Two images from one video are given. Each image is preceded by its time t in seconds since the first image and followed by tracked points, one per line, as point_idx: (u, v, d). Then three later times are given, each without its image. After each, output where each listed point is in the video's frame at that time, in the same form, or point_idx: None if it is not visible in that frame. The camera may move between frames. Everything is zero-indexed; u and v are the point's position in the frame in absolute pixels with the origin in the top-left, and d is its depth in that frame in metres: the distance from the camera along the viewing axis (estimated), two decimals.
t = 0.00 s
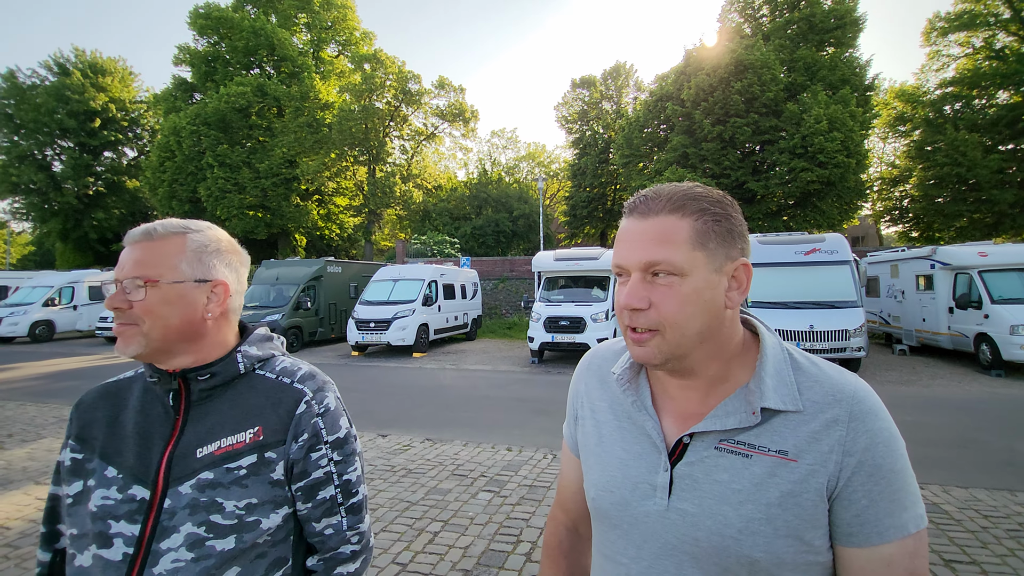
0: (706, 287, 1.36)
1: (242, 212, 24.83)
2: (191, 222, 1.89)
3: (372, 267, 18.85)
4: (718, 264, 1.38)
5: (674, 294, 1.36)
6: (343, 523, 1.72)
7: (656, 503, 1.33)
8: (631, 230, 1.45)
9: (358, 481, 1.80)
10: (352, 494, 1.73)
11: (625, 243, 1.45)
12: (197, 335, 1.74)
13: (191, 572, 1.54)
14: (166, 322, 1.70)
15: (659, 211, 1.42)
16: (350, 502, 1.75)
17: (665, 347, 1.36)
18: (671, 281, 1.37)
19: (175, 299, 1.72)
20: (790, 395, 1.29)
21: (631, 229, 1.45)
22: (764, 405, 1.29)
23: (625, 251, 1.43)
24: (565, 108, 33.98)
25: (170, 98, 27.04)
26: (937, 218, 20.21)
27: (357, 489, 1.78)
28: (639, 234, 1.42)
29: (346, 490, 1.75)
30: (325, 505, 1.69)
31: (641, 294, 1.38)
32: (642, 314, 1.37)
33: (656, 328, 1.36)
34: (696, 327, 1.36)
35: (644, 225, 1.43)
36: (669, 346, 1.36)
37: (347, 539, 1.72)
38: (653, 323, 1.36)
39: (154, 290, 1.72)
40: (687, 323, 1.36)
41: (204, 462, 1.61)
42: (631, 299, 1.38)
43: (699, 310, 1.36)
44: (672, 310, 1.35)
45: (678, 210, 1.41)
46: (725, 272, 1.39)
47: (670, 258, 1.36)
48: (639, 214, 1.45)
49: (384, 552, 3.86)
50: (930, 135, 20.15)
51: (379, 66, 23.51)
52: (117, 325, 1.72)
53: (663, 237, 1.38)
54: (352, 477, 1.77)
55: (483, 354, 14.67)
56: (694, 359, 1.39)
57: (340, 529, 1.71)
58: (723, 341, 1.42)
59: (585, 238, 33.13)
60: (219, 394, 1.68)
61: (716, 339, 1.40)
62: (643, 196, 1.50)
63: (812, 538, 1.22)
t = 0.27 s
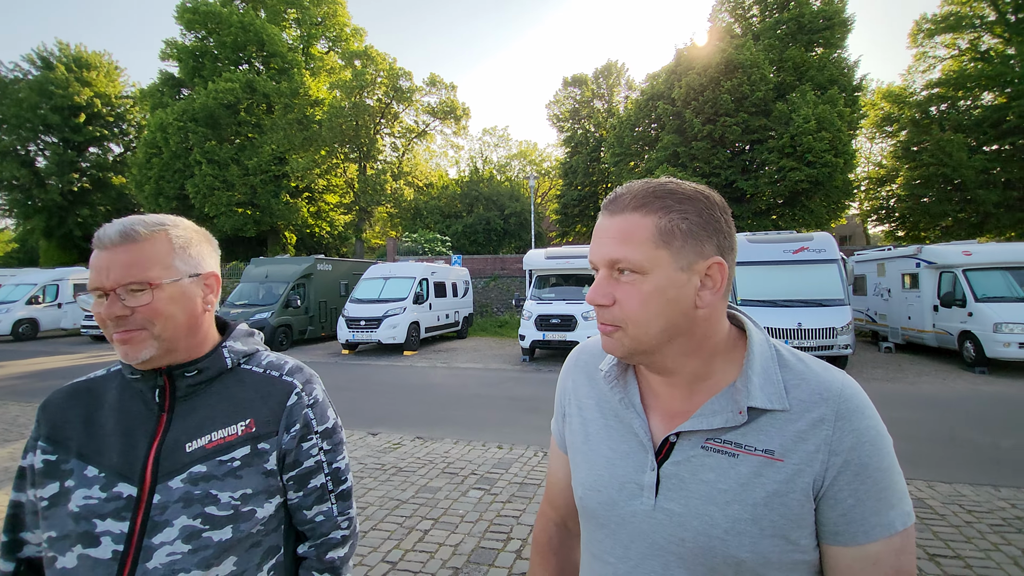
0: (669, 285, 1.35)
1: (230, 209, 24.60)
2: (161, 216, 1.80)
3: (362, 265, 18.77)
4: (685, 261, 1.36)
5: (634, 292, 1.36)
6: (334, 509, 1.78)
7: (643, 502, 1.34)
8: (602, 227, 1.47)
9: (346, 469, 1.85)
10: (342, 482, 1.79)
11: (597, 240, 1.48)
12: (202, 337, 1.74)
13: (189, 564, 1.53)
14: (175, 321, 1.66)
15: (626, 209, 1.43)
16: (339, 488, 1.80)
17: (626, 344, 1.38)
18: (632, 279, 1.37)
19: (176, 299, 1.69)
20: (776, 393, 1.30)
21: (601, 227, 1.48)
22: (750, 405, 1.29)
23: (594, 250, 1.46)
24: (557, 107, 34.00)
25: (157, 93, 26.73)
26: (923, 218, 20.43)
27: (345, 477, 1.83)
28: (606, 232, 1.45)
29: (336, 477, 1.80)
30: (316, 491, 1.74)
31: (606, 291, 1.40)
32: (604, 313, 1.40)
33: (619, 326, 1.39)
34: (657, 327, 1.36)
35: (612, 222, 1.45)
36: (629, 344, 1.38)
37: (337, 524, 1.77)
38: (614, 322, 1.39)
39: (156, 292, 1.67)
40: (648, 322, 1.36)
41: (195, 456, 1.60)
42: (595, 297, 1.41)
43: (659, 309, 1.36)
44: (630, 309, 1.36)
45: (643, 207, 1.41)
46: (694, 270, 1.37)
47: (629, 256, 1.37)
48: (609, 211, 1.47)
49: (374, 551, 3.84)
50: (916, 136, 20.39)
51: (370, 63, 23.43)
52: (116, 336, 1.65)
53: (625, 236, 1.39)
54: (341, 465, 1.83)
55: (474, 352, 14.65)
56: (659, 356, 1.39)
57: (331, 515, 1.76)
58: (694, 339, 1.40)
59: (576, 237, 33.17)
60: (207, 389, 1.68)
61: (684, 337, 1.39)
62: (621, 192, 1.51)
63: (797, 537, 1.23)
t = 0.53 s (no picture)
0: (633, 282, 1.35)
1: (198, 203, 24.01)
2: (81, 211, 1.64)
3: (335, 262, 18.51)
4: (648, 258, 1.37)
5: (597, 288, 1.37)
6: (298, 509, 1.74)
7: (609, 499, 1.34)
8: (569, 223, 1.48)
9: (310, 468, 1.82)
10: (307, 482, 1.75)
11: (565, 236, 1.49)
12: (150, 339, 1.66)
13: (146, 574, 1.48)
14: (115, 323, 1.56)
15: (591, 204, 1.44)
16: (304, 488, 1.77)
17: (590, 341, 1.39)
18: (595, 276, 1.38)
19: (115, 300, 1.58)
20: (741, 389, 1.30)
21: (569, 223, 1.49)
22: (716, 402, 1.29)
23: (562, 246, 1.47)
24: (534, 105, 34.09)
25: (120, 83, 25.96)
26: (885, 220, 21.10)
27: (310, 476, 1.79)
28: (574, 227, 1.46)
29: (300, 477, 1.76)
30: (280, 493, 1.70)
31: (570, 287, 1.41)
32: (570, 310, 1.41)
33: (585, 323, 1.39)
34: (620, 324, 1.37)
35: (577, 218, 1.46)
36: (594, 341, 1.39)
37: (302, 525, 1.74)
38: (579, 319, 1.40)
39: (91, 296, 1.56)
40: (610, 319, 1.37)
41: (150, 461, 1.55)
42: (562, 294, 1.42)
43: (623, 305, 1.36)
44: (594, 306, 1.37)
45: (607, 204, 1.42)
46: (658, 267, 1.37)
47: (592, 252, 1.38)
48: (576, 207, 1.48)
49: (345, 553, 3.78)
50: (878, 141, 21.08)
51: (345, 57, 23.09)
52: (54, 346, 1.54)
53: (589, 231, 1.40)
54: (305, 464, 1.79)
55: (449, 351, 14.58)
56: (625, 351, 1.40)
57: (295, 517, 1.73)
58: (656, 336, 1.40)
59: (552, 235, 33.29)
60: (161, 390, 1.62)
61: (650, 333, 1.39)
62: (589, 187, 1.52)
63: (760, 533, 1.25)
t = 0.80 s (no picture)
0: (593, 277, 1.36)
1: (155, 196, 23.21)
2: None
3: (303, 259, 18.13)
4: (609, 252, 1.37)
5: (557, 285, 1.37)
6: (246, 515, 1.68)
7: (566, 495, 1.35)
8: (529, 218, 1.47)
9: (258, 472, 1.76)
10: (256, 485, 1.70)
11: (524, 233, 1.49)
12: (77, 336, 1.57)
13: None
14: (38, 321, 1.49)
15: (549, 198, 1.44)
16: (253, 493, 1.71)
17: (549, 338, 1.40)
18: (556, 272, 1.38)
19: (38, 294, 1.50)
20: (699, 382, 1.31)
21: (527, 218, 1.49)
22: (673, 395, 1.30)
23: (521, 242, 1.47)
24: (507, 104, 34.04)
25: (70, 68, 24.82)
26: (842, 223, 21.87)
27: (258, 480, 1.74)
28: (533, 222, 1.46)
29: (248, 481, 1.71)
30: (225, 498, 1.64)
31: (531, 285, 1.40)
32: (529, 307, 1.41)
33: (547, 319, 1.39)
34: (581, 321, 1.37)
35: (536, 213, 1.46)
36: (553, 338, 1.39)
37: (250, 531, 1.68)
38: (539, 316, 1.40)
39: (9, 291, 1.47)
40: (571, 315, 1.37)
41: (78, 468, 1.49)
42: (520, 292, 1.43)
43: (583, 301, 1.36)
44: (554, 302, 1.37)
45: (567, 197, 1.42)
46: (618, 261, 1.38)
47: (552, 248, 1.38)
48: (535, 202, 1.47)
49: (308, 557, 3.70)
50: (836, 148, 21.85)
51: (313, 50, 23.00)
52: None
53: (549, 226, 1.40)
54: (253, 468, 1.73)
55: (419, 350, 14.45)
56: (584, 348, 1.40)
57: (243, 522, 1.67)
58: (612, 334, 1.41)
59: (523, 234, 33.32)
60: (91, 394, 1.55)
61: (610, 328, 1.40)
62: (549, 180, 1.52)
63: (715, 526, 1.25)
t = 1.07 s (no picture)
0: (604, 268, 1.40)
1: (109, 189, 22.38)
2: None
3: (269, 257, 17.74)
4: (609, 243, 1.43)
5: (575, 276, 1.37)
6: (189, 531, 1.47)
7: (527, 496, 1.35)
8: (527, 208, 1.42)
9: (207, 482, 1.54)
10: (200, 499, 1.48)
11: (521, 224, 1.42)
12: (2, 333, 1.40)
13: None
14: None
15: (553, 186, 1.41)
16: (197, 506, 1.49)
17: (572, 331, 1.37)
18: (572, 264, 1.37)
19: None
20: (659, 376, 1.33)
21: (526, 207, 1.42)
22: (633, 390, 1.31)
23: (525, 233, 1.40)
24: (481, 102, 33.94)
25: (19, 54, 23.71)
26: (804, 225, 22.55)
27: (206, 490, 1.52)
28: (536, 211, 1.41)
29: (192, 493, 1.49)
30: (164, 514, 1.44)
31: (546, 280, 1.36)
32: (547, 300, 1.37)
33: (569, 312, 1.37)
34: (597, 312, 1.39)
35: (539, 201, 1.41)
36: (575, 330, 1.37)
37: (193, 548, 1.47)
38: (558, 310, 1.36)
39: None
40: (591, 307, 1.38)
41: None
42: (535, 285, 1.37)
43: (599, 291, 1.39)
44: (577, 294, 1.36)
45: (572, 186, 1.41)
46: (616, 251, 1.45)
47: (571, 238, 1.37)
48: (531, 190, 1.42)
49: (270, 563, 3.64)
50: (798, 153, 22.53)
51: (280, 40, 23.05)
52: None
53: (563, 215, 1.38)
54: (200, 478, 1.51)
55: (390, 349, 14.31)
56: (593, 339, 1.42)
57: (187, 538, 1.47)
58: (609, 323, 1.45)
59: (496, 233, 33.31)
60: (14, 399, 1.38)
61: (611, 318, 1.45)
62: (534, 167, 1.48)
63: (675, 522, 1.25)
